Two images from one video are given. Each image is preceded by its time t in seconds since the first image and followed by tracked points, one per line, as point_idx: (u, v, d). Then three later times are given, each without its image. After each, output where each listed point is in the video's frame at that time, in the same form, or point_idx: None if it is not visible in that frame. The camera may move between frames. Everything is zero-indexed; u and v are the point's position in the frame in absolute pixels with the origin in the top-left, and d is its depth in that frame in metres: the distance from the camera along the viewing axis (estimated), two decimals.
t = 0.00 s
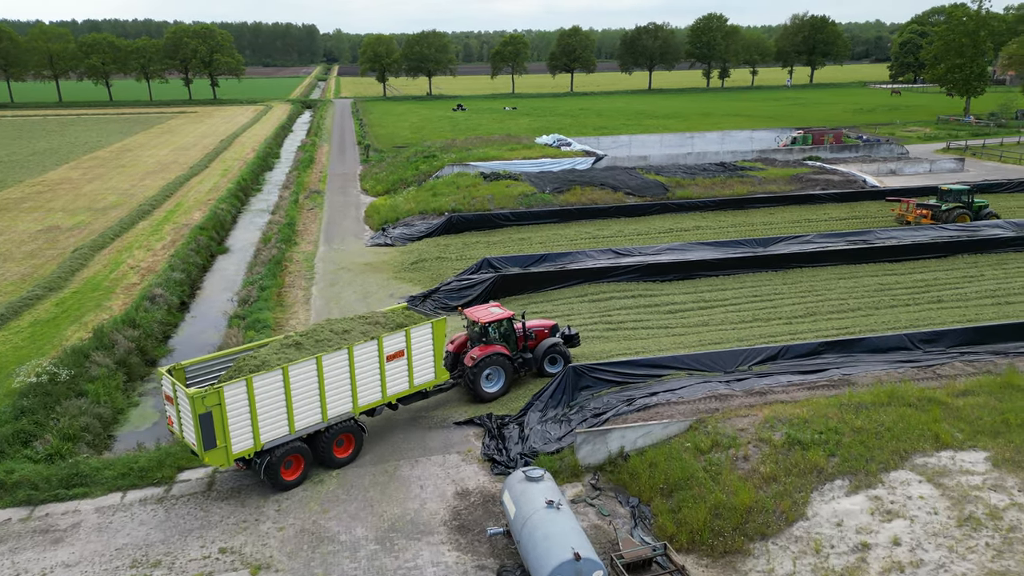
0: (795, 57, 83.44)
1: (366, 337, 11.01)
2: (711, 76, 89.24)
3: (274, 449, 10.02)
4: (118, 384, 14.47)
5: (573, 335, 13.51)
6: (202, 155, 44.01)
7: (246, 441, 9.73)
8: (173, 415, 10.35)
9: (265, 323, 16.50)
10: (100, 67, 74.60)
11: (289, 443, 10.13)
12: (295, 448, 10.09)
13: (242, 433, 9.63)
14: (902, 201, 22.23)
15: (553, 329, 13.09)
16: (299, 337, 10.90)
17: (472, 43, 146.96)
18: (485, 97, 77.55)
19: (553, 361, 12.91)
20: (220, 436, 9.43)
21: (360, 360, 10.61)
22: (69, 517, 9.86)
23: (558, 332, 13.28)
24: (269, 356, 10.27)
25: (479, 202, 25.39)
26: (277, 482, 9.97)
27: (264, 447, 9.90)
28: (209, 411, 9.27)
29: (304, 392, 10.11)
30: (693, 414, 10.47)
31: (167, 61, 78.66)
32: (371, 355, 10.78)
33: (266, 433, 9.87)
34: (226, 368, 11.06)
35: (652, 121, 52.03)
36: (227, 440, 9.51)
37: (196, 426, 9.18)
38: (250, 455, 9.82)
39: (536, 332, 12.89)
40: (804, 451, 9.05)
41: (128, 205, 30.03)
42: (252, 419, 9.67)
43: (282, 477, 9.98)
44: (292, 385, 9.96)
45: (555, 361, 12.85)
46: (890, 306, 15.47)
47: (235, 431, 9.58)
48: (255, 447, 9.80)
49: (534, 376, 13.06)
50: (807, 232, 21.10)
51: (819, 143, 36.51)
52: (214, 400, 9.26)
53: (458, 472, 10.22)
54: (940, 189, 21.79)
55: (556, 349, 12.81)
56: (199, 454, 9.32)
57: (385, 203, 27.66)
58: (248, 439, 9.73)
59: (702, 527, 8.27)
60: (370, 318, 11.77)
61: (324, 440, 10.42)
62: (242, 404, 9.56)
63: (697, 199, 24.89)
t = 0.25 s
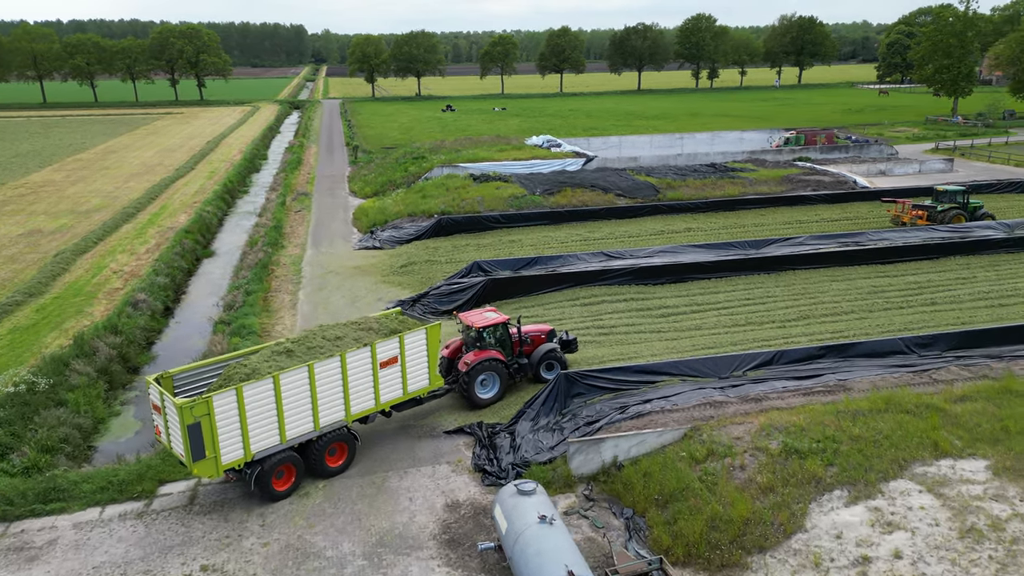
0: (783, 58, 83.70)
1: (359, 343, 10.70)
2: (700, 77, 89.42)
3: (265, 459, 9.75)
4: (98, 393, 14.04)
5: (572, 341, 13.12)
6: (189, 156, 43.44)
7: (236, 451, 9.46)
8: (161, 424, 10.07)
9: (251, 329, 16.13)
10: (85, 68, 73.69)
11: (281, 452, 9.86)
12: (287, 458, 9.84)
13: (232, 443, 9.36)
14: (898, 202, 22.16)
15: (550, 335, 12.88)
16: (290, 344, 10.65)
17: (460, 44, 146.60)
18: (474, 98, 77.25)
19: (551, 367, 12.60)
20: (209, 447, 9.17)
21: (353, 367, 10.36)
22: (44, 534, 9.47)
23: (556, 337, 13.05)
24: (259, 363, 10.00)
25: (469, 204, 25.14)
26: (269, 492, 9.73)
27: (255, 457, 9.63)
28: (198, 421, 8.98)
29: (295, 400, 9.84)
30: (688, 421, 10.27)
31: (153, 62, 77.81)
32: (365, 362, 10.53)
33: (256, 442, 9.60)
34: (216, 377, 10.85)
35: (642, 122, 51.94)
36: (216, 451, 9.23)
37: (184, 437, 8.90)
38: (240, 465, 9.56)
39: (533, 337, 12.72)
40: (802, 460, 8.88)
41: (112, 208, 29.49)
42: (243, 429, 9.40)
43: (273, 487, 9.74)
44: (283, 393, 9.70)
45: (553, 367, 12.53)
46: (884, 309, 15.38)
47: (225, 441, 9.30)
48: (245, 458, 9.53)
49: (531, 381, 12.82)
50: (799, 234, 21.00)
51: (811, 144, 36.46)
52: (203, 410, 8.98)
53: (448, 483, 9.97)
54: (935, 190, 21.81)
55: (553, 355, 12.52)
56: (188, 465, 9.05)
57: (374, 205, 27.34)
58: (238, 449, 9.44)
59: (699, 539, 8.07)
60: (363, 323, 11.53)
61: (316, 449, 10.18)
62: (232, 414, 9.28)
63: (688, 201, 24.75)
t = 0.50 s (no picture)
0: (776, 58, 83.69)
1: (354, 350, 10.55)
2: (693, 77, 89.35)
3: (259, 468, 9.49)
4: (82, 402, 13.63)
5: (573, 347, 12.96)
6: (179, 158, 42.93)
7: (229, 461, 9.20)
8: (151, 434, 9.80)
9: (239, 335, 15.76)
10: (75, 68, 72.96)
11: (276, 461, 9.60)
12: (282, 468, 9.58)
13: (224, 453, 9.11)
14: (898, 203, 22.01)
15: (551, 340, 12.58)
16: (284, 351, 10.40)
17: (454, 44, 146.19)
18: (468, 98, 76.90)
19: (551, 373, 12.35)
20: (201, 457, 8.91)
21: (348, 374, 10.13)
22: (23, 550, 9.07)
23: (557, 343, 12.80)
24: (252, 372, 9.76)
25: (462, 206, 24.84)
26: (263, 503, 9.48)
27: (248, 467, 9.38)
28: (188, 431, 8.75)
29: (289, 409, 9.59)
30: (687, 431, 10.03)
31: (143, 62, 77.12)
32: (361, 369, 10.29)
33: (249, 452, 9.35)
34: (207, 385, 10.55)
35: (635, 123, 51.75)
36: (208, 461, 8.99)
37: (174, 447, 8.66)
38: (233, 476, 9.30)
39: (533, 343, 12.45)
40: (805, 472, 8.66)
41: (100, 210, 29.02)
42: (235, 438, 9.14)
43: (267, 497, 9.49)
44: (277, 402, 9.45)
45: (553, 373, 12.28)
46: (883, 313, 15.22)
47: (217, 451, 9.05)
48: (238, 468, 9.29)
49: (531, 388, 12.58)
50: (796, 236, 20.82)
51: (808, 144, 36.31)
52: (194, 419, 8.75)
53: (441, 496, 9.69)
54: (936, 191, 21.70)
55: (553, 361, 12.27)
56: (179, 476, 8.80)
57: (366, 206, 27.02)
58: (232, 459, 9.20)
59: (699, 555, 7.83)
60: (358, 329, 11.29)
61: (311, 458, 9.89)
62: (224, 423, 9.04)
63: (684, 202, 24.54)
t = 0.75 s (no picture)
0: (775, 58, 83.55)
1: (354, 355, 10.34)
2: (691, 78, 89.19)
3: (256, 477, 9.32)
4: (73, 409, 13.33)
5: (578, 352, 12.53)
6: (175, 158, 42.62)
7: (226, 469, 9.02)
8: (146, 442, 9.59)
9: (234, 339, 15.46)
10: (71, 69, 72.62)
11: (273, 470, 9.44)
12: (280, 476, 9.42)
13: (220, 461, 8.92)
14: (905, 205, 21.83)
15: (555, 345, 12.38)
16: (282, 356, 10.21)
17: (452, 44, 145.91)
18: (466, 99, 76.67)
19: (555, 379, 12.10)
20: (197, 466, 8.73)
21: (348, 380, 9.95)
22: (8, 564, 8.78)
23: (561, 348, 12.51)
24: (249, 378, 9.56)
25: (460, 207, 24.59)
26: (261, 511, 9.31)
27: (245, 475, 9.19)
28: (184, 439, 8.56)
29: (287, 416, 9.40)
30: (689, 440, 9.81)
31: (140, 62, 76.77)
32: (360, 374, 10.10)
33: (246, 460, 9.16)
34: (203, 392, 10.35)
35: (634, 123, 51.57)
36: (204, 469, 8.79)
37: (169, 456, 8.46)
38: (230, 484, 9.12)
39: (537, 347, 12.26)
40: (811, 482, 8.45)
41: (94, 211, 28.72)
42: (232, 446, 8.96)
43: (265, 506, 9.32)
44: (274, 409, 9.26)
45: (556, 379, 12.01)
46: (887, 316, 15.02)
47: (214, 459, 8.86)
48: (235, 476, 9.09)
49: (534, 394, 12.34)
50: (797, 237, 20.62)
51: (812, 145, 36.17)
52: (189, 427, 8.55)
53: (438, 507, 9.46)
54: (942, 193, 21.41)
55: (555, 368, 11.97)
56: (174, 485, 8.61)
57: (363, 208, 26.78)
58: (228, 467, 9.01)
59: (704, 569, 7.60)
60: (358, 334, 11.09)
61: (310, 468, 9.72)
62: (221, 430, 8.85)
63: (683, 204, 24.32)
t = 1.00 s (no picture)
0: (774, 58, 83.30)
1: (354, 360, 10.11)
2: (691, 78, 88.96)
3: (254, 485, 9.10)
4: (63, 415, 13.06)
5: (585, 356, 12.28)
6: (172, 159, 42.31)
7: (223, 477, 8.81)
8: (141, 449, 9.32)
9: (228, 344, 15.17)
10: (68, 69, 72.30)
11: (272, 478, 9.23)
12: (278, 484, 9.20)
13: (218, 469, 8.70)
14: (913, 206, 21.62)
15: (561, 350, 12.10)
16: (281, 362, 9.99)
17: (451, 44, 145.63)
18: (465, 99, 76.39)
19: (560, 385, 11.82)
20: (193, 474, 8.51)
21: (348, 386, 9.74)
22: None
23: (567, 353, 12.23)
24: (247, 384, 9.33)
25: (459, 209, 24.33)
26: (259, 520, 9.08)
27: (244, 483, 8.97)
28: (180, 447, 8.33)
29: (286, 423, 9.19)
30: (693, 449, 9.54)
31: (138, 62, 76.43)
32: (360, 380, 9.89)
33: (244, 468, 8.94)
34: (201, 398, 10.10)
35: (634, 123, 51.34)
36: (200, 478, 8.56)
37: (165, 464, 8.23)
38: (228, 492, 8.90)
39: (542, 352, 11.98)
40: (820, 495, 8.20)
41: (89, 213, 28.41)
42: (230, 454, 8.74)
43: (264, 514, 9.10)
44: (273, 416, 9.05)
45: (562, 385, 11.74)
46: (893, 320, 14.78)
47: (211, 467, 8.64)
48: (233, 484, 8.87)
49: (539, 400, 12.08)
50: (800, 239, 20.38)
51: (816, 145, 35.98)
52: (185, 434, 8.32)
53: (435, 519, 9.20)
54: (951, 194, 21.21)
55: (563, 372, 11.75)
56: (170, 494, 8.38)
57: (361, 209, 26.52)
58: (226, 475, 8.79)
59: None
60: (358, 338, 10.85)
61: (309, 476, 9.49)
62: (218, 438, 8.63)
63: (685, 205, 24.07)
